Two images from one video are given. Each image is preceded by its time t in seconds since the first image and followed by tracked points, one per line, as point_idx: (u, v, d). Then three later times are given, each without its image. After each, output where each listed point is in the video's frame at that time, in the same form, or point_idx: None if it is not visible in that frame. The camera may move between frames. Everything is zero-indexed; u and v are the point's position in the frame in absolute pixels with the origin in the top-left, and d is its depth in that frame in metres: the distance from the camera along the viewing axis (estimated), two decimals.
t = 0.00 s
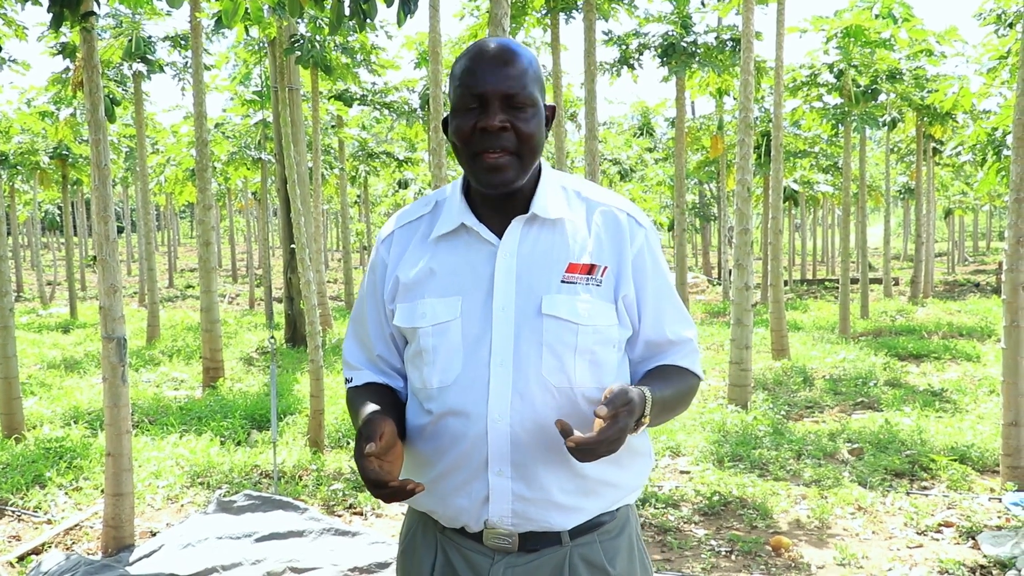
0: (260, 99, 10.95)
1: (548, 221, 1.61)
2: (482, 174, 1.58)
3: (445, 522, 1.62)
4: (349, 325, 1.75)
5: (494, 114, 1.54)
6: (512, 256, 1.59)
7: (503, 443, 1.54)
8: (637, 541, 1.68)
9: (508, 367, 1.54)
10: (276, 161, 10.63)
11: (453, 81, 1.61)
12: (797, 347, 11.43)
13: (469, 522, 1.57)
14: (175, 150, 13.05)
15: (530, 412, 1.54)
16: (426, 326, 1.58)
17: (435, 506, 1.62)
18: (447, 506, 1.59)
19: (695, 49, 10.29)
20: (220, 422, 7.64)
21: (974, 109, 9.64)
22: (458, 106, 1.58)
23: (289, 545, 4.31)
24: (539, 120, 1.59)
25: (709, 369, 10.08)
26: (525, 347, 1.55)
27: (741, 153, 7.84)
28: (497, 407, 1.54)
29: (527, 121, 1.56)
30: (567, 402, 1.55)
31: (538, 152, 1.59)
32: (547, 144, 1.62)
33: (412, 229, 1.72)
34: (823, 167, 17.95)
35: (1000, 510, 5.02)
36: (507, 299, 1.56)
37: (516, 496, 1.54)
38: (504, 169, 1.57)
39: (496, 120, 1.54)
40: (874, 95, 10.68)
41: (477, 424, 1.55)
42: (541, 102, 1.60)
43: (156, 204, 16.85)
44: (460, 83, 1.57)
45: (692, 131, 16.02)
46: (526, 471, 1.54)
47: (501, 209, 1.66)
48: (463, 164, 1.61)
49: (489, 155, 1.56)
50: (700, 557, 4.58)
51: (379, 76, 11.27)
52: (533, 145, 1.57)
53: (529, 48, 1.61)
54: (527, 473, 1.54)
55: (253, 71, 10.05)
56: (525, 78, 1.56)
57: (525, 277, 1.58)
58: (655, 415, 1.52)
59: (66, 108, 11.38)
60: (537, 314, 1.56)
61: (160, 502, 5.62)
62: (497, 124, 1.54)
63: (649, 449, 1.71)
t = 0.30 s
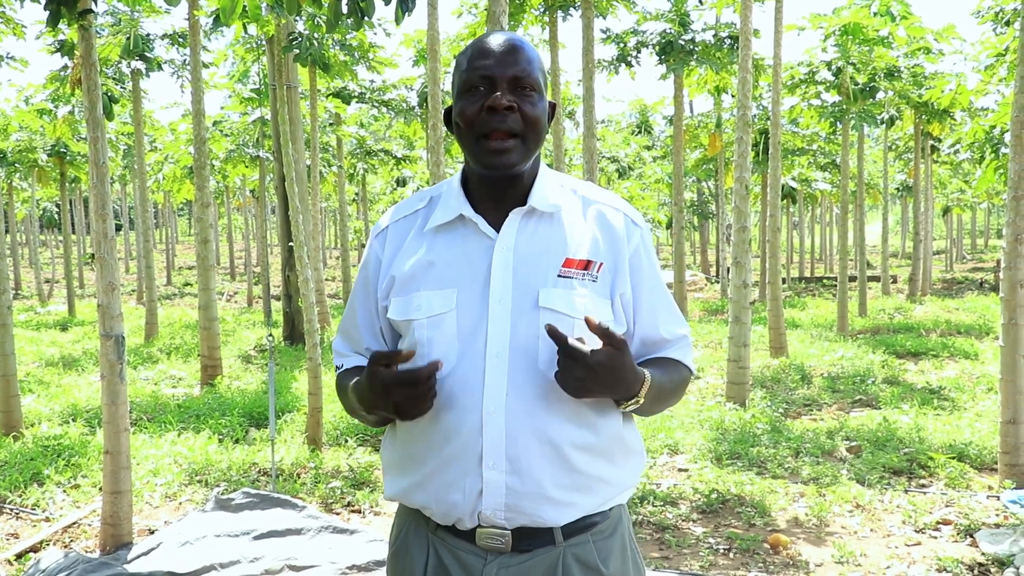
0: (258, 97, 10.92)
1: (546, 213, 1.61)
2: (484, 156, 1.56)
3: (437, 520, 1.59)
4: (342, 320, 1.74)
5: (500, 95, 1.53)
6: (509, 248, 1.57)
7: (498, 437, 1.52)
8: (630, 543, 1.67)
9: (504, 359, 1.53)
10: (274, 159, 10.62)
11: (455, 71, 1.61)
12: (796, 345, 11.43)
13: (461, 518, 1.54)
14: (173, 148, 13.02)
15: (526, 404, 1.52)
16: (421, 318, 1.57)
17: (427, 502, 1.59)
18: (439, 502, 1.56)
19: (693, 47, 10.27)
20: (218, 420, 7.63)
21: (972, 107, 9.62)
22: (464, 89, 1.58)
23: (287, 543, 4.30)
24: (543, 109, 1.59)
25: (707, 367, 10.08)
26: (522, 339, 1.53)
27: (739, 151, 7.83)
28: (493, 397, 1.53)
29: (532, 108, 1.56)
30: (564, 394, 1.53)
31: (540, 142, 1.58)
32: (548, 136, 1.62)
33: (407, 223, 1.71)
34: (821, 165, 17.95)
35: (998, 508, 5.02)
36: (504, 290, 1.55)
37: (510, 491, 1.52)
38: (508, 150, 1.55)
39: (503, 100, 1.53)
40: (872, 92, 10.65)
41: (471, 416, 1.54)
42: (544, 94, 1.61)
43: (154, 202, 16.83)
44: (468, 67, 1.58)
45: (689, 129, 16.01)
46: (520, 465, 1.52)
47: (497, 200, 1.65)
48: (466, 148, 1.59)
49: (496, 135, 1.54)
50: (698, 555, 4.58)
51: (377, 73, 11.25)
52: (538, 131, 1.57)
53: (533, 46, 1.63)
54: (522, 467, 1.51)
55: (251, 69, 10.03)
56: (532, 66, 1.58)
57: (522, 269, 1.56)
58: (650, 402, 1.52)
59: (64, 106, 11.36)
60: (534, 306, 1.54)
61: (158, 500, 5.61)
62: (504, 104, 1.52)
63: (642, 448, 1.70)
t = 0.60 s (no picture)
0: (257, 96, 10.92)
1: (548, 213, 1.61)
2: (486, 158, 1.56)
3: (431, 518, 1.59)
4: (341, 316, 1.74)
5: (501, 99, 1.53)
6: (510, 245, 1.57)
7: (497, 434, 1.51)
8: (624, 545, 1.67)
9: (505, 356, 1.53)
10: (274, 158, 10.61)
11: (457, 70, 1.61)
12: (795, 344, 11.42)
13: (457, 515, 1.54)
14: (173, 147, 13.01)
15: (526, 402, 1.52)
16: (423, 315, 1.56)
17: (423, 498, 1.58)
18: (435, 498, 1.55)
19: (693, 47, 10.27)
20: (217, 419, 7.63)
21: (972, 106, 9.62)
22: (465, 90, 1.58)
23: (286, 542, 4.30)
24: (544, 109, 1.59)
25: (707, 366, 10.08)
26: (522, 337, 1.54)
27: (739, 150, 7.83)
28: (493, 394, 1.52)
29: (533, 110, 1.56)
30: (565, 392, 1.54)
31: (541, 142, 1.58)
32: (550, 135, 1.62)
33: (408, 221, 1.71)
34: (821, 164, 17.94)
35: (997, 508, 5.02)
36: (506, 287, 1.55)
37: (507, 487, 1.51)
38: (509, 152, 1.55)
39: (504, 104, 1.53)
40: (872, 91, 10.65)
41: (471, 414, 1.53)
42: (546, 94, 1.60)
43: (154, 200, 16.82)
44: (469, 69, 1.57)
45: (689, 129, 16.00)
46: (519, 462, 1.52)
47: (498, 199, 1.65)
48: (467, 150, 1.60)
49: (496, 138, 1.54)
50: (698, 555, 4.58)
51: (377, 73, 11.24)
52: (539, 133, 1.57)
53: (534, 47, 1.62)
54: (520, 465, 1.51)
55: (251, 68, 10.02)
56: (534, 68, 1.57)
57: (522, 266, 1.57)
58: (650, 402, 1.54)
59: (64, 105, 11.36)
60: (535, 305, 1.54)
61: (158, 499, 5.61)
62: (505, 108, 1.52)
63: (637, 449, 1.70)
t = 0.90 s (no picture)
0: (257, 96, 10.93)
1: (548, 215, 1.61)
2: (483, 170, 1.57)
3: (430, 518, 1.58)
4: (340, 315, 1.74)
5: (496, 110, 1.53)
6: (510, 247, 1.57)
7: (496, 436, 1.52)
8: (622, 545, 1.67)
9: (505, 359, 1.53)
10: (274, 158, 10.59)
11: (454, 75, 1.60)
12: (796, 344, 11.40)
13: (455, 515, 1.54)
14: (173, 146, 13.01)
15: (525, 405, 1.52)
16: (423, 316, 1.56)
17: (422, 498, 1.58)
18: (434, 500, 1.55)
19: (693, 46, 10.29)
20: (217, 419, 7.62)
21: (973, 105, 9.61)
22: (461, 100, 1.58)
23: (286, 542, 4.30)
24: (541, 116, 1.59)
25: (707, 366, 10.07)
26: (522, 340, 1.54)
27: (739, 150, 7.83)
28: (493, 396, 1.52)
29: (529, 119, 1.55)
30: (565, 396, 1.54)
31: (538, 149, 1.58)
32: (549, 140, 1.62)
33: (408, 221, 1.71)
34: (821, 164, 17.92)
35: (997, 508, 5.02)
36: (506, 289, 1.55)
37: (505, 489, 1.51)
38: (506, 164, 1.56)
39: (499, 117, 1.53)
40: (872, 91, 10.65)
41: (471, 415, 1.54)
42: (543, 99, 1.60)
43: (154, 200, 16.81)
44: (464, 78, 1.57)
45: (689, 128, 15.99)
46: (518, 463, 1.52)
47: (498, 200, 1.65)
48: (465, 159, 1.61)
49: (492, 150, 1.55)
50: (698, 554, 4.58)
51: (377, 72, 11.24)
52: (536, 142, 1.57)
53: (531, 48, 1.61)
54: (519, 466, 1.52)
55: (251, 68, 10.01)
56: (530, 74, 1.56)
57: (522, 269, 1.57)
58: (646, 407, 1.55)
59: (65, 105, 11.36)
60: (535, 306, 1.54)
61: (158, 498, 5.61)
62: (500, 122, 1.53)
63: (636, 450, 1.71)
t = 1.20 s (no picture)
0: (258, 96, 10.93)
1: (547, 217, 1.60)
2: (473, 169, 1.56)
3: (432, 519, 1.59)
4: (340, 316, 1.73)
5: (482, 110, 1.53)
6: (509, 249, 1.58)
7: (496, 438, 1.52)
8: (623, 544, 1.67)
9: (505, 363, 1.53)
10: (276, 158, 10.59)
11: (446, 75, 1.61)
12: (797, 344, 11.40)
13: (456, 517, 1.54)
14: (174, 147, 13.00)
15: (524, 407, 1.53)
16: (421, 318, 1.57)
17: (422, 501, 1.59)
18: (434, 503, 1.56)
19: (694, 47, 10.28)
20: (218, 419, 7.63)
21: (974, 106, 9.60)
22: (452, 102, 1.59)
23: (287, 542, 4.30)
24: (531, 117, 1.57)
25: (708, 366, 10.08)
26: (521, 344, 1.54)
27: (741, 150, 7.82)
28: (493, 398, 1.53)
29: (516, 118, 1.54)
30: (565, 399, 1.54)
31: (527, 149, 1.57)
32: (541, 140, 1.61)
33: (408, 222, 1.70)
34: (823, 164, 17.91)
35: (999, 508, 5.02)
36: (504, 291, 1.55)
37: (506, 491, 1.52)
38: (494, 163, 1.55)
39: (484, 116, 1.53)
40: (874, 91, 10.62)
41: (470, 417, 1.54)
42: (534, 99, 1.59)
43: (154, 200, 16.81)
44: (454, 79, 1.57)
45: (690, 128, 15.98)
46: (518, 466, 1.53)
47: (495, 200, 1.64)
48: (457, 160, 1.60)
49: (479, 150, 1.54)
50: (699, 555, 4.58)
51: (378, 73, 11.24)
52: (523, 142, 1.56)
53: (525, 49, 1.61)
54: (519, 469, 1.52)
55: (252, 68, 10.01)
56: (519, 75, 1.56)
57: (521, 271, 1.57)
58: (655, 417, 1.53)
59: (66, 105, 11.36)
60: (534, 308, 1.55)
61: (159, 499, 5.61)
62: (484, 121, 1.52)
63: (637, 450, 1.71)
